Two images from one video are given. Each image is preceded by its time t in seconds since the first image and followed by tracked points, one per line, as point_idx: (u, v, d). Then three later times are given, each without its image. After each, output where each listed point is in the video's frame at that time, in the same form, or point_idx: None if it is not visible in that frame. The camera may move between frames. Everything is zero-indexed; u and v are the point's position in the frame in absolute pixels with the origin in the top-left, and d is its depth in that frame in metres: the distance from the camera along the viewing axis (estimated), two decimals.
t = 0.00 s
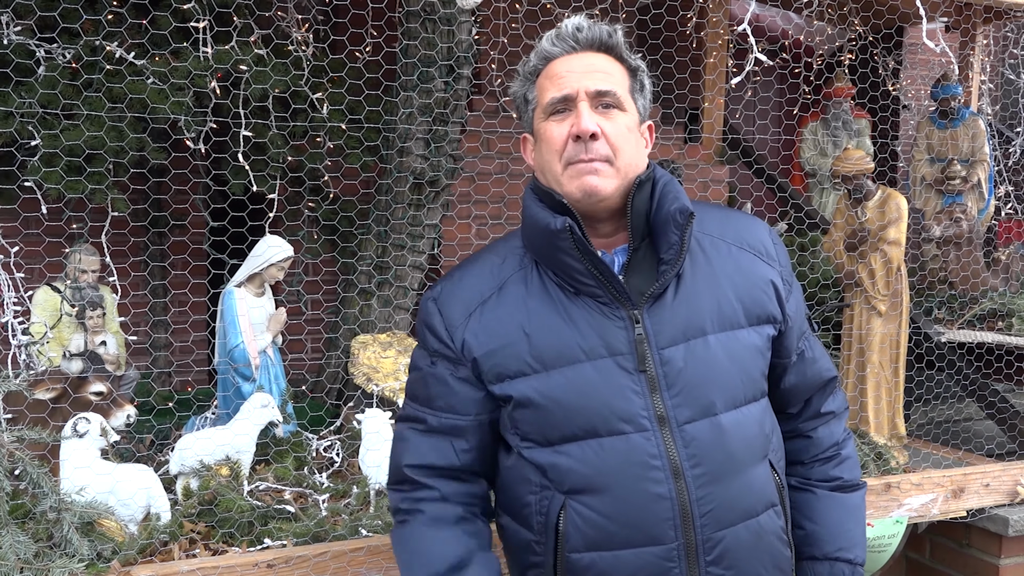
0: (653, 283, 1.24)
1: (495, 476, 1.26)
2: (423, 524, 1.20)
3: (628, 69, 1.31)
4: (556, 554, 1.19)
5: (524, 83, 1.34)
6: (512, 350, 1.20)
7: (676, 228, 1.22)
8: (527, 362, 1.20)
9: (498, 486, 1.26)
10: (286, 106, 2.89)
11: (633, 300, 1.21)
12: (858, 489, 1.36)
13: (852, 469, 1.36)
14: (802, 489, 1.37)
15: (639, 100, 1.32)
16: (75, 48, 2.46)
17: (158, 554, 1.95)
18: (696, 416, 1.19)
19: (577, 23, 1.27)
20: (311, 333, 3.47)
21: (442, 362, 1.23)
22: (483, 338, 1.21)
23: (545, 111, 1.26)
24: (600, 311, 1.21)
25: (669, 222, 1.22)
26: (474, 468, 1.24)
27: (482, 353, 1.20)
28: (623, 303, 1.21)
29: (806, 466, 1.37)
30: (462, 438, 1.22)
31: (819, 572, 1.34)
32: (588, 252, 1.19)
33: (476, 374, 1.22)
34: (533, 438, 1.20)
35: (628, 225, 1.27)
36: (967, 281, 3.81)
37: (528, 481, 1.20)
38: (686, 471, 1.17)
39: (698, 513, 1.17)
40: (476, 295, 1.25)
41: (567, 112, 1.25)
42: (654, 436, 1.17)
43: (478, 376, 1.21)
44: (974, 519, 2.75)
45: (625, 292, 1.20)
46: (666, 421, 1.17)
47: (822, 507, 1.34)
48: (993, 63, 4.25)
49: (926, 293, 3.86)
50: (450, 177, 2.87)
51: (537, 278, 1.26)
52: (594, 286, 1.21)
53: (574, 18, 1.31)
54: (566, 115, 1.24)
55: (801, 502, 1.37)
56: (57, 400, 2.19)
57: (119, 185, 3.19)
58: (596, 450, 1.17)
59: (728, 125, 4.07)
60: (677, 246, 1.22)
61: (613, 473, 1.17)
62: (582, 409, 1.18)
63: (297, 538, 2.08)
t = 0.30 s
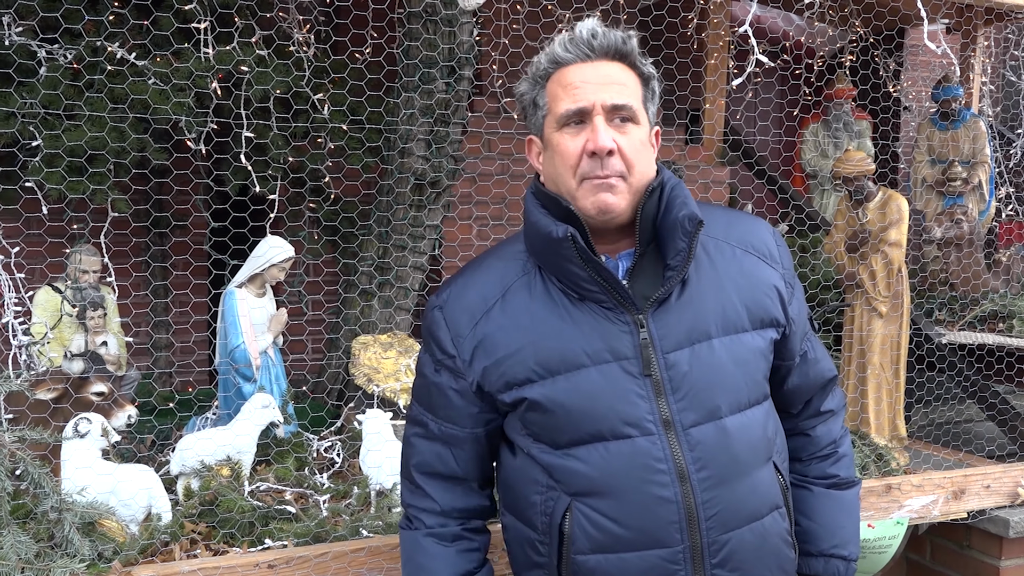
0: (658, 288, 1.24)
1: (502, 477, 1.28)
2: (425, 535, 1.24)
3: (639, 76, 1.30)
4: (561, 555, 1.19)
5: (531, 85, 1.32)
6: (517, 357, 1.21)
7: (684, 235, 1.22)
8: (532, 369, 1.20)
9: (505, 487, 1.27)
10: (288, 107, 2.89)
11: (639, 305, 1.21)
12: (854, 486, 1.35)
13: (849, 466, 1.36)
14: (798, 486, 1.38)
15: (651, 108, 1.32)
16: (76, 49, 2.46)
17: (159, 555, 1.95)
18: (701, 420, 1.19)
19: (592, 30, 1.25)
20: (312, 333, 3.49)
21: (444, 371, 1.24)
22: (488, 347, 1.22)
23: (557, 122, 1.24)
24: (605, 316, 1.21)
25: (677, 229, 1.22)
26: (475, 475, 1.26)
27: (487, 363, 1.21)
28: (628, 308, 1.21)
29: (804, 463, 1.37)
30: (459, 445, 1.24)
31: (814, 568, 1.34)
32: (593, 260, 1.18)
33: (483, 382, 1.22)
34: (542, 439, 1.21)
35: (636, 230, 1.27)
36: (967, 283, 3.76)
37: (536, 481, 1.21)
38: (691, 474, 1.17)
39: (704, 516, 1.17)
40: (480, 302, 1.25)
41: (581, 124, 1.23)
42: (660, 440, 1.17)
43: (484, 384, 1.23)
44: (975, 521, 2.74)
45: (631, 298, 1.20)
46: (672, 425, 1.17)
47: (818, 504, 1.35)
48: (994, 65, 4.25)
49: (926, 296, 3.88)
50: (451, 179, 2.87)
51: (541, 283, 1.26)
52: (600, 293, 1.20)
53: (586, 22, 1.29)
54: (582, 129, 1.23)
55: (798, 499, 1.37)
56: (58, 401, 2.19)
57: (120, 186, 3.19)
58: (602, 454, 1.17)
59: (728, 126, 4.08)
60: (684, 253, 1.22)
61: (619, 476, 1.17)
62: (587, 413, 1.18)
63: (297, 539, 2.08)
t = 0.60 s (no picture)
0: (659, 289, 1.24)
1: (502, 478, 1.28)
2: (430, 540, 1.24)
3: (648, 83, 1.26)
4: (562, 556, 1.19)
5: (537, 85, 1.28)
6: (520, 356, 1.21)
7: (687, 236, 1.22)
8: (534, 368, 1.20)
9: (505, 487, 1.27)
10: (288, 107, 2.89)
11: (640, 306, 1.21)
12: (857, 487, 1.36)
13: (851, 467, 1.36)
14: (801, 487, 1.38)
15: (658, 112, 1.29)
16: (77, 49, 2.46)
17: (159, 555, 1.96)
18: (702, 420, 1.19)
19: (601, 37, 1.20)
20: (312, 334, 3.49)
21: (446, 370, 1.24)
22: (490, 345, 1.22)
23: (562, 130, 1.22)
24: (607, 317, 1.21)
25: (679, 231, 1.22)
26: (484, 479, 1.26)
27: (489, 362, 1.21)
28: (630, 309, 1.21)
29: (806, 465, 1.37)
30: (463, 446, 1.24)
31: (818, 569, 1.34)
32: (594, 261, 1.19)
33: (484, 380, 1.22)
34: (543, 440, 1.21)
35: (639, 231, 1.28)
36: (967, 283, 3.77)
37: (536, 482, 1.21)
38: (692, 474, 1.17)
39: (705, 516, 1.17)
40: (482, 300, 1.25)
41: (586, 134, 1.22)
42: (661, 440, 1.17)
43: (485, 383, 1.22)
44: (975, 522, 2.75)
45: (632, 299, 1.20)
46: (673, 425, 1.17)
47: (821, 505, 1.35)
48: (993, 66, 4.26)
49: (925, 297, 3.81)
50: (452, 179, 2.87)
51: (544, 283, 1.26)
52: (601, 293, 1.20)
53: (595, 24, 1.23)
54: (585, 139, 1.21)
55: (800, 500, 1.37)
56: (58, 402, 2.19)
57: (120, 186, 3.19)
58: (604, 454, 1.17)
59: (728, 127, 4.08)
60: (686, 255, 1.22)
61: (620, 477, 1.17)
62: (589, 414, 1.18)
63: (298, 540, 2.08)
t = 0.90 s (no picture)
0: (651, 287, 1.24)
1: (502, 478, 1.28)
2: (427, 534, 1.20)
3: (632, 83, 1.28)
4: (565, 554, 1.19)
5: (524, 89, 1.31)
6: (514, 359, 1.20)
7: (675, 232, 1.21)
8: (530, 370, 1.20)
9: (506, 486, 1.27)
10: (288, 107, 2.89)
11: (633, 304, 1.21)
12: (866, 477, 1.35)
13: (860, 458, 1.36)
14: (809, 479, 1.38)
15: (643, 114, 1.30)
16: (77, 49, 2.46)
17: (161, 556, 1.97)
18: (700, 415, 1.18)
19: (583, 36, 1.23)
20: (312, 335, 3.50)
21: (440, 377, 1.23)
22: (485, 349, 1.21)
23: (545, 127, 1.24)
24: (601, 317, 1.21)
25: (667, 227, 1.21)
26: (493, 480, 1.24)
27: (482, 366, 1.21)
28: (623, 307, 1.21)
29: (813, 457, 1.37)
30: (462, 445, 1.23)
31: (830, 561, 1.33)
32: (583, 261, 1.18)
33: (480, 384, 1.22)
34: (541, 440, 1.21)
35: (627, 231, 1.27)
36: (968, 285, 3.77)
37: (537, 481, 1.21)
38: (691, 469, 1.17)
39: (705, 510, 1.17)
40: (476, 305, 1.25)
41: (567, 129, 1.23)
42: (659, 436, 1.17)
43: (480, 388, 1.22)
44: (975, 523, 2.75)
45: (624, 297, 1.20)
46: (671, 421, 1.17)
47: (831, 497, 1.35)
48: (994, 67, 4.26)
49: (927, 297, 3.86)
50: (452, 180, 2.87)
51: (537, 286, 1.26)
52: (593, 293, 1.20)
53: (579, 27, 1.27)
54: (566, 134, 1.23)
55: (810, 493, 1.37)
56: (58, 402, 2.18)
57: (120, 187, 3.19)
58: (604, 452, 1.17)
59: (729, 127, 4.08)
60: (676, 250, 1.22)
61: (619, 474, 1.17)
62: (587, 411, 1.18)
63: (298, 540, 2.08)
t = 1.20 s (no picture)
0: (650, 279, 1.24)
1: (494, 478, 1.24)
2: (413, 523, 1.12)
3: (635, 79, 1.32)
4: (564, 550, 1.16)
5: (531, 82, 1.33)
6: (514, 344, 1.18)
7: (673, 223, 1.23)
8: (528, 356, 1.18)
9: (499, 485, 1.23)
10: (290, 107, 2.89)
11: (632, 295, 1.21)
12: (862, 483, 1.35)
13: (854, 463, 1.35)
14: (805, 487, 1.36)
15: (643, 111, 1.33)
16: (80, 49, 2.46)
17: (161, 555, 1.96)
18: (699, 406, 1.19)
19: (590, 28, 1.28)
20: (314, 335, 3.50)
21: (444, 354, 1.21)
22: (483, 331, 1.19)
23: (548, 110, 1.26)
24: (600, 306, 1.21)
25: (667, 219, 1.22)
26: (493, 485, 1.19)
27: (482, 345, 1.18)
28: (622, 298, 1.21)
29: (808, 464, 1.36)
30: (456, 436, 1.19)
31: (832, 568, 1.32)
32: (587, 248, 1.19)
33: (478, 370, 1.19)
34: (533, 432, 1.17)
35: (624, 223, 1.28)
36: (969, 285, 3.83)
37: (529, 480, 1.18)
38: (690, 459, 1.17)
39: (705, 501, 1.17)
40: (477, 289, 1.24)
41: (571, 112, 1.25)
42: (658, 426, 1.17)
43: (479, 369, 1.19)
44: (976, 524, 2.74)
45: (624, 286, 1.20)
46: (670, 411, 1.17)
47: (828, 502, 1.33)
48: (996, 68, 4.26)
49: (929, 299, 3.81)
50: (453, 180, 2.87)
51: (536, 277, 1.25)
52: (593, 282, 1.20)
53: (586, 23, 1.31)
54: (569, 115, 1.24)
55: (806, 500, 1.36)
56: (60, 401, 2.18)
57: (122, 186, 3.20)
58: (602, 442, 1.16)
59: (731, 128, 4.08)
60: (674, 241, 1.23)
61: (618, 464, 1.16)
62: (586, 401, 1.16)
63: (299, 540, 2.08)
